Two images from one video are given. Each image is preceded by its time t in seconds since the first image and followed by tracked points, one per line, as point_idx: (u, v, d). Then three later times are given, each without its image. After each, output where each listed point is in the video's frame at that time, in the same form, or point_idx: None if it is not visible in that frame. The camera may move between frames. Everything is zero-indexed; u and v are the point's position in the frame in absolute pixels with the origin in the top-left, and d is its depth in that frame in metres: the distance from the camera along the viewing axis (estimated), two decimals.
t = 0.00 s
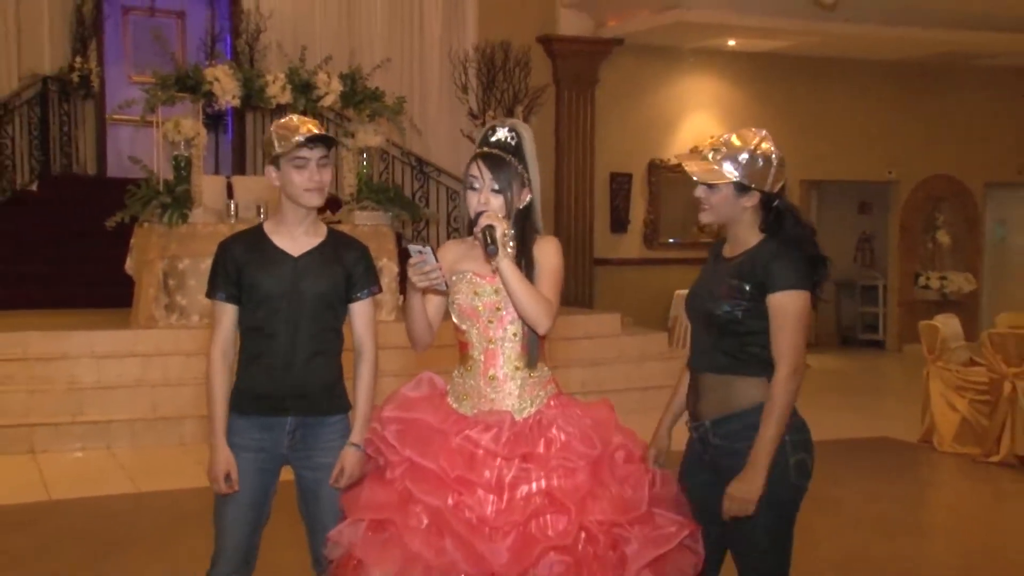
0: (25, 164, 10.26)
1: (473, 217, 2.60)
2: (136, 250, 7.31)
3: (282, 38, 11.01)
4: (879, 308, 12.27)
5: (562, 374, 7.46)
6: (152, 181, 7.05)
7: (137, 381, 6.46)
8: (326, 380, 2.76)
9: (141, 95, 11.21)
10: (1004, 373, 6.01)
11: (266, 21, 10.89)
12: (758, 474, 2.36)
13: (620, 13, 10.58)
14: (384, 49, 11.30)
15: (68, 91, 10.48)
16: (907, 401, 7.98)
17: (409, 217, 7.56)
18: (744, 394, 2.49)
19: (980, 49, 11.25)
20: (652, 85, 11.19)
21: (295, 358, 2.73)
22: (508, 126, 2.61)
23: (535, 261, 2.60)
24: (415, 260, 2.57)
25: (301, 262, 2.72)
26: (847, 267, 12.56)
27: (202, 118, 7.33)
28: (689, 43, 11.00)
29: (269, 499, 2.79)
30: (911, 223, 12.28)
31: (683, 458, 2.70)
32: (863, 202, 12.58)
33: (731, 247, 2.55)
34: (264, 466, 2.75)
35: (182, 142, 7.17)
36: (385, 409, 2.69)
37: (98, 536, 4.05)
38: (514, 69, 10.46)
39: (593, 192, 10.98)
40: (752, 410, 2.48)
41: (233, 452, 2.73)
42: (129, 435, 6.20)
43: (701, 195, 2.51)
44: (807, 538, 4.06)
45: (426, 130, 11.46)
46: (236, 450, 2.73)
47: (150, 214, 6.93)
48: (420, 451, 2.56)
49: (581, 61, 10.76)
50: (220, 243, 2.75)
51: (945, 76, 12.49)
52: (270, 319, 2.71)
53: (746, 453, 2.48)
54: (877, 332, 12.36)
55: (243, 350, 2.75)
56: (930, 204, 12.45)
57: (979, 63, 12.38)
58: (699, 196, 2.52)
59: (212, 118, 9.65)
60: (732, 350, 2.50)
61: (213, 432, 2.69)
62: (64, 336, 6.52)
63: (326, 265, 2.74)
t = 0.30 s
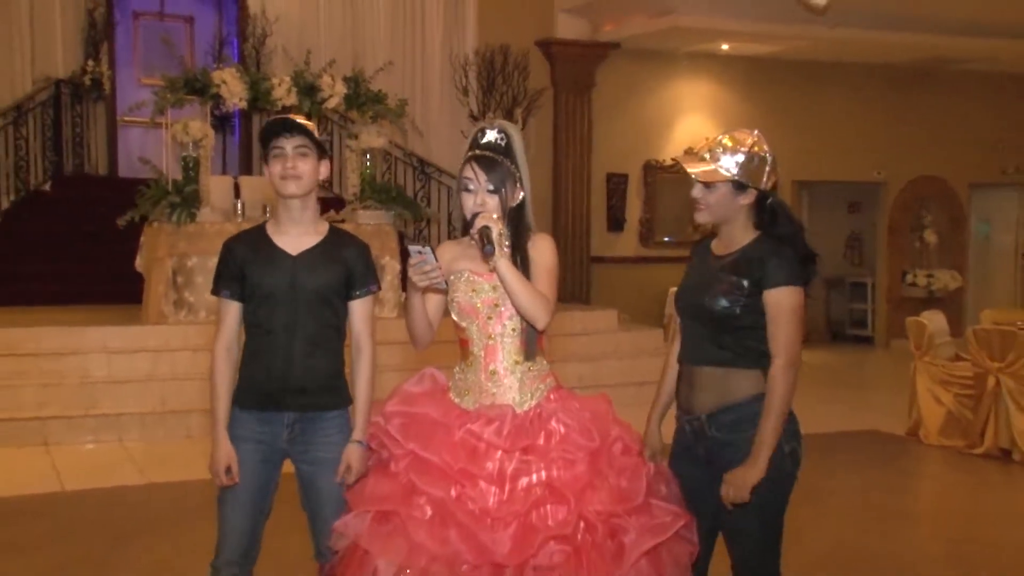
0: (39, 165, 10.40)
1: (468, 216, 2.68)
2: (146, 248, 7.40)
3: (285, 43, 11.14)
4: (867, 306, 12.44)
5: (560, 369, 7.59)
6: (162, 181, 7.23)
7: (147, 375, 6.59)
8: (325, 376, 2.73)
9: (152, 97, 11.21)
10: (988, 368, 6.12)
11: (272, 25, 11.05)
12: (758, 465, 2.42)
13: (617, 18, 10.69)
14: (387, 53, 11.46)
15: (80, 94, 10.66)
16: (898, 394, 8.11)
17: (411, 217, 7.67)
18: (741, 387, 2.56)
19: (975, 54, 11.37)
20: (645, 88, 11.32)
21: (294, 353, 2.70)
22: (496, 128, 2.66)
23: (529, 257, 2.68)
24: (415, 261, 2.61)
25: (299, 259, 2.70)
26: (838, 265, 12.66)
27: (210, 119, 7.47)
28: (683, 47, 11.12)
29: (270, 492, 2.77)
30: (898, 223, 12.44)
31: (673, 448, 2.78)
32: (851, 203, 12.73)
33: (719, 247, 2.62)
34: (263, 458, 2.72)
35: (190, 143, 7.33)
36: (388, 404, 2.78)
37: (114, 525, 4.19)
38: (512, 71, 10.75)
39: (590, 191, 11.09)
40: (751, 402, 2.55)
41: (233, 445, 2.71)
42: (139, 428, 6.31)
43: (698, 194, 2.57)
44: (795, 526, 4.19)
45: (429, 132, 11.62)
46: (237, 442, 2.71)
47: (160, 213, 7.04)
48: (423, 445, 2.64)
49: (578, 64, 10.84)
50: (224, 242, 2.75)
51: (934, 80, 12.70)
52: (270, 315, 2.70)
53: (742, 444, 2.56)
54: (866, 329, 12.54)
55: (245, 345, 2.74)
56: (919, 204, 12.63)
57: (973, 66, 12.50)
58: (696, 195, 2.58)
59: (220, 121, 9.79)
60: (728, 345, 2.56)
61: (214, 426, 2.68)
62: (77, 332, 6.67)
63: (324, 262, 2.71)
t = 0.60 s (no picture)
0: (52, 164, 10.65)
1: (466, 217, 2.65)
2: (156, 245, 7.53)
3: (291, 45, 11.48)
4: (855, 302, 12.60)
5: (558, 364, 7.72)
6: (170, 181, 7.29)
7: (156, 370, 6.70)
8: (323, 370, 2.77)
9: (161, 100, 11.12)
10: (975, 363, 6.22)
11: (278, 29, 11.41)
12: (744, 445, 2.42)
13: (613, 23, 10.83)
14: (389, 56, 11.68)
15: (92, 97, 10.81)
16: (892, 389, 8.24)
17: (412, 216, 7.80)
18: (733, 380, 2.56)
19: (967, 59, 11.51)
20: (635, 91, 11.43)
21: (292, 348, 2.75)
22: (488, 129, 2.66)
23: (527, 255, 2.69)
24: (416, 259, 2.59)
25: (296, 257, 2.75)
26: (830, 263, 12.85)
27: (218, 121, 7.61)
28: (677, 51, 11.24)
29: (271, 484, 2.81)
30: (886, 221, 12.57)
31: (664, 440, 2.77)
32: (842, 202, 12.87)
33: (713, 246, 2.62)
34: (263, 451, 2.77)
35: (198, 144, 7.42)
36: (390, 398, 2.76)
37: (128, 516, 4.30)
38: (512, 74, 10.81)
39: (587, 193, 11.22)
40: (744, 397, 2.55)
41: (234, 438, 2.76)
42: (149, 420, 6.50)
43: (705, 185, 2.55)
44: (783, 517, 4.30)
45: (430, 133, 11.82)
46: (237, 435, 2.76)
47: (169, 213, 7.13)
48: (424, 438, 2.61)
49: (576, 67, 10.97)
50: (226, 242, 2.81)
51: (926, 83, 12.89)
52: (269, 311, 2.75)
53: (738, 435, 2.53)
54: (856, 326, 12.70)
55: (246, 341, 2.79)
56: (908, 202, 12.78)
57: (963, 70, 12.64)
58: (702, 186, 2.56)
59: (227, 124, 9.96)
60: (723, 340, 2.55)
61: (215, 420, 2.74)
62: (89, 326, 6.72)
63: (322, 259, 2.76)
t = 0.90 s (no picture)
0: (63, 165, 10.88)
1: (466, 216, 2.76)
2: (163, 244, 7.63)
3: (295, 50, 11.59)
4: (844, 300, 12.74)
5: (557, 360, 7.85)
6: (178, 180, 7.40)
7: (164, 364, 6.82)
8: (328, 364, 2.83)
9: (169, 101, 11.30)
10: (958, 359, 6.37)
11: (284, 33, 11.52)
12: (734, 440, 2.52)
13: (608, 26, 10.92)
14: (391, 59, 11.86)
15: (102, 98, 10.94)
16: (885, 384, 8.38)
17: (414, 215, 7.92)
18: (723, 374, 2.65)
19: (958, 64, 11.65)
20: (631, 93, 11.54)
21: (298, 342, 2.80)
22: (487, 130, 2.76)
23: (526, 253, 2.77)
24: (419, 257, 2.67)
25: (302, 254, 2.80)
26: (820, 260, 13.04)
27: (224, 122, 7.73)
28: (672, 54, 11.36)
29: (278, 475, 2.86)
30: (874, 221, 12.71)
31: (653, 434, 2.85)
32: (833, 201, 13.01)
33: (709, 246, 2.68)
34: (271, 443, 2.82)
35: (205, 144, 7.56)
36: (391, 392, 2.82)
37: (146, 506, 4.43)
38: (512, 77, 10.98)
39: (584, 193, 11.34)
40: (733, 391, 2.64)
41: (242, 430, 2.81)
42: (157, 414, 6.59)
43: (701, 185, 2.63)
44: (772, 507, 4.44)
45: (433, 135, 11.99)
46: (245, 428, 2.81)
47: (176, 211, 7.24)
48: (425, 431, 2.68)
49: (573, 70, 11.09)
50: (230, 238, 2.85)
51: (920, 87, 13.02)
52: (275, 307, 2.80)
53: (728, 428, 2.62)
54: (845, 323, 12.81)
55: (252, 336, 2.84)
56: (892, 204, 12.89)
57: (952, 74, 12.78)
58: (698, 186, 2.63)
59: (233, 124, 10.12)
60: (714, 336, 2.65)
61: (224, 413, 2.78)
62: (96, 323, 6.84)
63: (326, 256, 2.81)
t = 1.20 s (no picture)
0: (75, 161, 11.06)
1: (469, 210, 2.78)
2: (171, 239, 7.74)
3: (300, 49, 11.87)
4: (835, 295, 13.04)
5: (555, 353, 8.01)
6: (185, 176, 7.51)
7: (173, 355, 6.93)
8: (336, 356, 2.87)
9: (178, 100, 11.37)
10: (943, 351, 6.51)
11: (288, 34, 11.77)
12: (719, 432, 2.58)
13: (608, 27, 11.03)
14: (394, 60, 12.12)
15: (113, 97, 11.17)
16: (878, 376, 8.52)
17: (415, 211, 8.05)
18: (710, 364, 2.72)
19: (955, 62, 11.74)
20: (628, 93, 11.65)
21: (307, 335, 2.84)
22: (491, 127, 2.78)
23: (527, 248, 2.80)
24: (423, 250, 2.71)
25: (310, 250, 2.85)
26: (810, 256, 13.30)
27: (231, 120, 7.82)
28: (668, 55, 11.47)
29: (287, 463, 2.90)
30: (865, 217, 12.91)
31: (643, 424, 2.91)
32: (823, 200, 13.27)
33: (695, 242, 2.76)
34: (281, 433, 2.85)
35: (212, 142, 7.70)
36: (393, 382, 2.85)
37: (156, 491, 4.57)
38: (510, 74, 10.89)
39: (581, 190, 11.44)
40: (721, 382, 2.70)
41: (254, 419, 2.84)
42: (166, 405, 6.75)
43: (691, 184, 2.70)
44: (765, 495, 4.57)
45: (434, 133, 12.19)
46: (256, 417, 2.84)
47: (184, 207, 7.36)
48: (426, 420, 2.71)
49: (570, 70, 11.17)
50: (238, 233, 2.88)
51: (914, 90, 13.16)
52: (284, 300, 2.83)
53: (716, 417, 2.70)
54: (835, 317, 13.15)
55: (262, 327, 2.87)
56: (883, 202, 13.08)
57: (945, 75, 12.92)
58: (689, 185, 2.71)
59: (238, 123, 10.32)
60: (703, 329, 2.72)
61: (235, 403, 2.81)
62: (108, 315, 6.93)
63: (332, 251, 2.85)
